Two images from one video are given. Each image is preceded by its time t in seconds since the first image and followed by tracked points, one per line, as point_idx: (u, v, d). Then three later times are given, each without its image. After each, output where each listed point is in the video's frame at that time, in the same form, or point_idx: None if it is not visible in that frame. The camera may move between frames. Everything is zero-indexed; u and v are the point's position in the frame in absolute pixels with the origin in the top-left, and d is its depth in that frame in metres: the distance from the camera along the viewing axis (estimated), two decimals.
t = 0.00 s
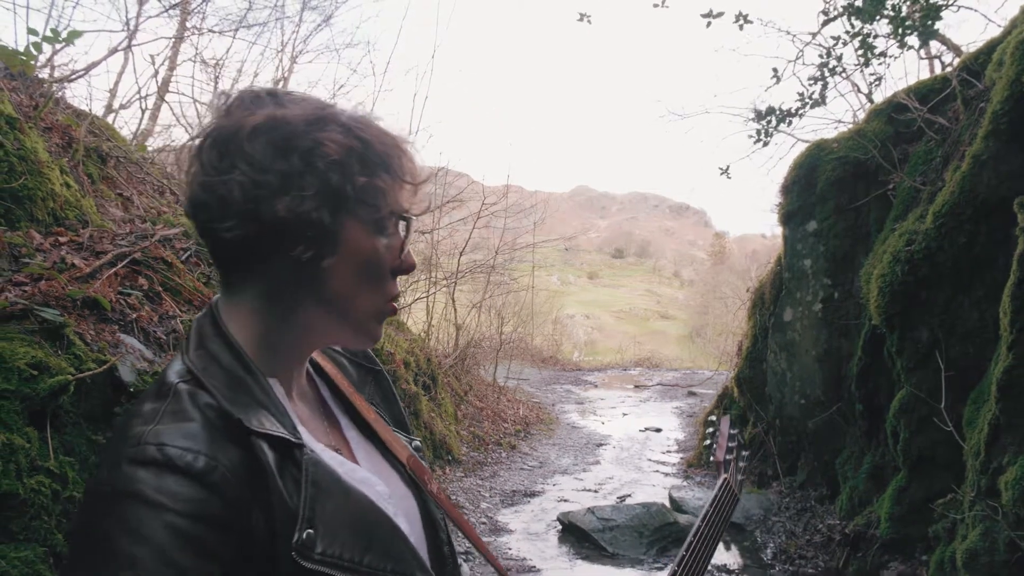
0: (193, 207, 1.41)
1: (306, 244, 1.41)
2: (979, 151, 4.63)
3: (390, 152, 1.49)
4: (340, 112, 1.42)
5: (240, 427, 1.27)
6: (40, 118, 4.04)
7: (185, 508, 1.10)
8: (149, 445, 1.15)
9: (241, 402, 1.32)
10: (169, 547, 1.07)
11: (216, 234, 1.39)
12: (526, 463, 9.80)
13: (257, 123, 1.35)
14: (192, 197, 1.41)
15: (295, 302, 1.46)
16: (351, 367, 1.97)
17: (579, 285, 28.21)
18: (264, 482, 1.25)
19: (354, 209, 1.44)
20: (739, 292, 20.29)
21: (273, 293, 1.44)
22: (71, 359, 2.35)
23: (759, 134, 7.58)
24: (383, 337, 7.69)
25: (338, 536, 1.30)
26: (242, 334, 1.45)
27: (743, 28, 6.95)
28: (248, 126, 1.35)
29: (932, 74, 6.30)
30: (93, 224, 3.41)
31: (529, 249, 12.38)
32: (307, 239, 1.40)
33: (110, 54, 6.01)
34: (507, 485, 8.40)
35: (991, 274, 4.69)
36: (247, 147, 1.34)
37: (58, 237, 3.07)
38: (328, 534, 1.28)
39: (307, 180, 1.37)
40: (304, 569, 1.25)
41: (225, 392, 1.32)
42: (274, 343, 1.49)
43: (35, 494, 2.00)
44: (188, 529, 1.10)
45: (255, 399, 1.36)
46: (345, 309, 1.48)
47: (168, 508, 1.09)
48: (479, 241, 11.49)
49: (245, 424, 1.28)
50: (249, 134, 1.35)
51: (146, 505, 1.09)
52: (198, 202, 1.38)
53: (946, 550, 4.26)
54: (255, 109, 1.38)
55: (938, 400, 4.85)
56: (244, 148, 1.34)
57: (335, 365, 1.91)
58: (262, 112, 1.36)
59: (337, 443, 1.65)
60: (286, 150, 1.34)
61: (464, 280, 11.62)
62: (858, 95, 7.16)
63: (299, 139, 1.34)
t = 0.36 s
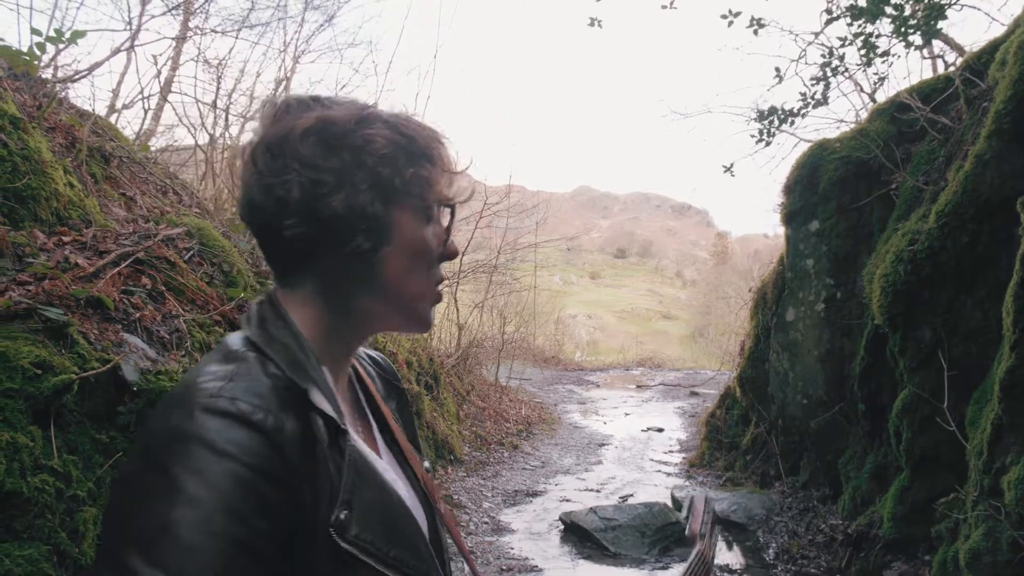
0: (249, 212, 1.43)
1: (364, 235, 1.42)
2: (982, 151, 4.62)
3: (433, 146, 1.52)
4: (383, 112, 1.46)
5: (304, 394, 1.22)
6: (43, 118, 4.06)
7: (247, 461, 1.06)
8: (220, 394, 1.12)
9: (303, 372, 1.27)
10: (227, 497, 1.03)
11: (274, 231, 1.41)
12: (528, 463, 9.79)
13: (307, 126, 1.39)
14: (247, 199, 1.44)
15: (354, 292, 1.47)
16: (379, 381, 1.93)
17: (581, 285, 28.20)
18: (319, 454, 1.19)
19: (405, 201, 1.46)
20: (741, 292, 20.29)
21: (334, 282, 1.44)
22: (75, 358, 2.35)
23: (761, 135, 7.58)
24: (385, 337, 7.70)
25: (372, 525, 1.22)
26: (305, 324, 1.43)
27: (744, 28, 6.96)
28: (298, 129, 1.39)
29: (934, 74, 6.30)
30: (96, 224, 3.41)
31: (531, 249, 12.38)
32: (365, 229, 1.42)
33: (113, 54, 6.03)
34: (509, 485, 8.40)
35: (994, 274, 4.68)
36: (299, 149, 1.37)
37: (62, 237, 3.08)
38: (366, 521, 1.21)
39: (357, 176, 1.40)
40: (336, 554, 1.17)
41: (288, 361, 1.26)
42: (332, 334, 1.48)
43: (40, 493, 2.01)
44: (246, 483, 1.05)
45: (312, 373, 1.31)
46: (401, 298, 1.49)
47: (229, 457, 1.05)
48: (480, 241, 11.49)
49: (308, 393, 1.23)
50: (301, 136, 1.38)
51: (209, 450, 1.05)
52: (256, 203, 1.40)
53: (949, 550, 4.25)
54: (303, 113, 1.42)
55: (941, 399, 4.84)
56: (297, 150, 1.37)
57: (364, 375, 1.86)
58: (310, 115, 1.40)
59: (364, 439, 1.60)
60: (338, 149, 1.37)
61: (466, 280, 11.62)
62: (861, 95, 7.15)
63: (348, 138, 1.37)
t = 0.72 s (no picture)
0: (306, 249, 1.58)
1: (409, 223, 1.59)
2: (985, 149, 4.60)
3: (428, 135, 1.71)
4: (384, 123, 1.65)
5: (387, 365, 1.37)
6: (44, 116, 4.05)
7: (342, 398, 1.19)
8: (325, 343, 1.27)
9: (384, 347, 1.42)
10: (322, 424, 1.14)
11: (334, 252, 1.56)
12: (530, 463, 9.77)
13: (330, 155, 1.55)
14: (296, 240, 1.60)
15: (415, 278, 1.64)
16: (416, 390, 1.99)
17: (583, 285, 28.13)
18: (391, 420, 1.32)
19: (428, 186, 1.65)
20: (744, 292, 20.25)
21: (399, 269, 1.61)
22: (74, 356, 2.34)
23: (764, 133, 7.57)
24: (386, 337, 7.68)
25: (415, 499, 1.36)
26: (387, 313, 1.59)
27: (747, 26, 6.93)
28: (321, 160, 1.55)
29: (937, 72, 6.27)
30: (97, 222, 3.40)
31: (532, 248, 12.36)
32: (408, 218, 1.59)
33: (115, 52, 6.02)
34: (511, 484, 8.39)
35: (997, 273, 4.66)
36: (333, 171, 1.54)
37: (62, 234, 3.07)
38: (413, 492, 1.35)
39: (386, 178, 1.58)
40: (386, 513, 1.30)
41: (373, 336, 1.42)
42: (411, 318, 1.64)
43: (40, 490, 2.00)
44: (339, 417, 1.17)
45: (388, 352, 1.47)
46: (456, 267, 1.65)
47: (329, 392, 1.19)
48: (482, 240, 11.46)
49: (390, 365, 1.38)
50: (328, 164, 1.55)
51: (317, 379, 1.19)
52: (311, 236, 1.56)
53: (951, 550, 4.23)
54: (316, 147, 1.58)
55: (943, 398, 4.83)
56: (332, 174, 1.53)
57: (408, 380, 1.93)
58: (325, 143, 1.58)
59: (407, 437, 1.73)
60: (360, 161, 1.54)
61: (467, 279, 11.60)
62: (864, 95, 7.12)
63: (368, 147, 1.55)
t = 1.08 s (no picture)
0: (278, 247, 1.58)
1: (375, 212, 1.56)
2: (986, 148, 4.59)
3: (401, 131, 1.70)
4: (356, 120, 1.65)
5: (357, 349, 1.33)
6: (42, 115, 4.04)
7: (302, 372, 1.15)
8: (289, 321, 1.24)
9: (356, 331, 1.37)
10: (277, 396, 1.11)
11: (303, 246, 1.55)
12: (530, 463, 9.75)
13: (296, 154, 1.56)
14: (270, 238, 1.60)
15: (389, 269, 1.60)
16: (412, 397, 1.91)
17: (584, 285, 28.11)
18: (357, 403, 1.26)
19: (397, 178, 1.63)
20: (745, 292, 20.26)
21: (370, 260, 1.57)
22: (69, 355, 2.33)
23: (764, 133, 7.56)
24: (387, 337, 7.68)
25: (388, 484, 1.27)
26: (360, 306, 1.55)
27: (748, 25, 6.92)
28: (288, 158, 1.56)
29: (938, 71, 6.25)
30: (94, 221, 3.39)
31: (533, 248, 12.35)
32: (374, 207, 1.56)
33: (114, 52, 6.02)
34: (511, 484, 8.38)
35: (998, 272, 4.64)
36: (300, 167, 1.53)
37: (59, 233, 3.05)
38: (384, 477, 1.27)
39: (352, 171, 1.57)
40: (354, 495, 1.22)
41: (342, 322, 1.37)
42: (387, 311, 1.59)
43: (33, 490, 1.99)
44: (296, 391, 1.13)
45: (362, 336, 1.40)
46: (428, 255, 1.60)
47: (288, 366, 1.15)
48: (483, 240, 11.44)
49: (360, 348, 1.33)
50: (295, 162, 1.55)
51: (276, 352, 1.16)
52: (282, 234, 1.56)
53: (953, 550, 4.21)
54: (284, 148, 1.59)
55: (945, 398, 4.81)
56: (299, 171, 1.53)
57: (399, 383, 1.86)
58: (292, 142, 1.58)
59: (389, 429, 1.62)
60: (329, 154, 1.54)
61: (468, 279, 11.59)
62: (865, 94, 7.10)
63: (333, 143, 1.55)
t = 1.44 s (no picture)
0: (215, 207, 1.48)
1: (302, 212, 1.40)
2: (987, 147, 4.57)
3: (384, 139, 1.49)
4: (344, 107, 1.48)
5: (251, 366, 1.27)
6: (40, 114, 4.03)
7: (179, 421, 1.12)
8: (165, 361, 1.19)
9: (257, 346, 1.30)
10: (154, 454, 1.09)
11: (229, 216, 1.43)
12: (530, 463, 9.75)
13: (260, 116, 1.41)
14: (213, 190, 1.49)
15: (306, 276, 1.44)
16: (377, 380, 1.85)
17: (584, 285, 28.13)
18: (256, 425, 1.22)
19: (349, 185, 1.44)
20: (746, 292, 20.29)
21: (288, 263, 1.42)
22: (65, 355, 2.31)
23: (765, 133, 7.54)
24: (387, 336, 7.67)
25: (317, 499, 1.25)
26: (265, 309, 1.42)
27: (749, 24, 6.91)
28: (253, 120, 1.42)
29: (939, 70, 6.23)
30: (91, 220, 3.38)
31: (534, 248, 12.34)
32: (304, 205, 1.40)
33: (114, 51, 6.02)
34: (511, 484, 8.37)
35: (999, 272, 4.62)
36: (254, 135, 1.39)
37: (55, 233, 3.04)
38: (310, 489, 1.24)
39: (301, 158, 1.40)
40: (277, 515, 1.21)
41: (241, 338, 1.30)
42: (295, 323, 1.45)
43: (26, 490, 1.97)
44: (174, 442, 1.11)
45: (269, 353, 1.31)
46: (341, 274, 1.44)
47: (164, 417, 1.12)
48: (483, 240, 11.41)
49: (254, 366, 1.27)
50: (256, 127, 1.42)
51: (150, 407, 1.13)
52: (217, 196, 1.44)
53: (953, 550, 4.19)
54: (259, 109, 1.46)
55: (945, 397, 4.79)
56: (251, 137, 1.39)
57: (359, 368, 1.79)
58: (265, 106, 1.44)
59: (342, 427, 1.55)
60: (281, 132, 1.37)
61: (468, 279, 11.57)
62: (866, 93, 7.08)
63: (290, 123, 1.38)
